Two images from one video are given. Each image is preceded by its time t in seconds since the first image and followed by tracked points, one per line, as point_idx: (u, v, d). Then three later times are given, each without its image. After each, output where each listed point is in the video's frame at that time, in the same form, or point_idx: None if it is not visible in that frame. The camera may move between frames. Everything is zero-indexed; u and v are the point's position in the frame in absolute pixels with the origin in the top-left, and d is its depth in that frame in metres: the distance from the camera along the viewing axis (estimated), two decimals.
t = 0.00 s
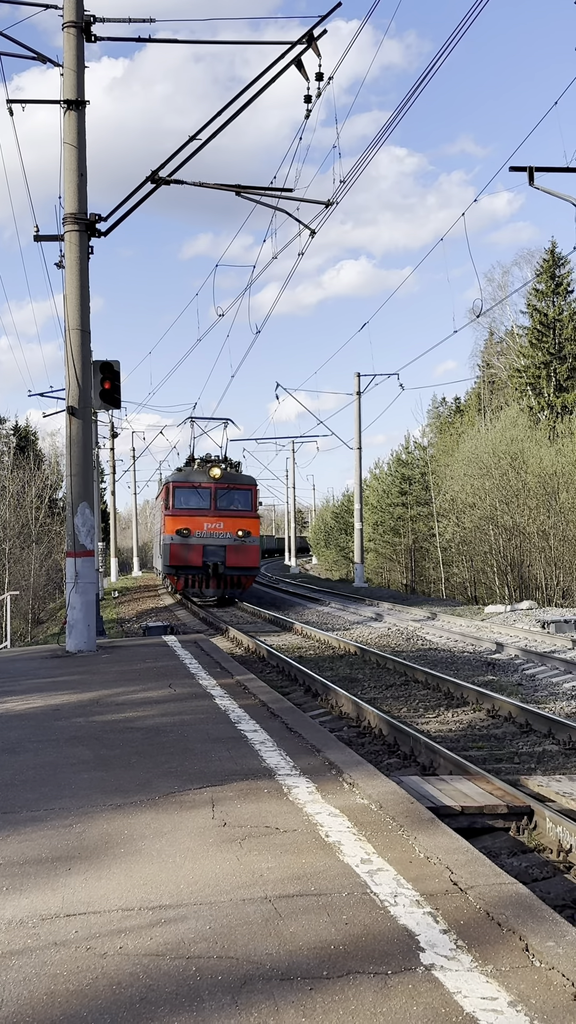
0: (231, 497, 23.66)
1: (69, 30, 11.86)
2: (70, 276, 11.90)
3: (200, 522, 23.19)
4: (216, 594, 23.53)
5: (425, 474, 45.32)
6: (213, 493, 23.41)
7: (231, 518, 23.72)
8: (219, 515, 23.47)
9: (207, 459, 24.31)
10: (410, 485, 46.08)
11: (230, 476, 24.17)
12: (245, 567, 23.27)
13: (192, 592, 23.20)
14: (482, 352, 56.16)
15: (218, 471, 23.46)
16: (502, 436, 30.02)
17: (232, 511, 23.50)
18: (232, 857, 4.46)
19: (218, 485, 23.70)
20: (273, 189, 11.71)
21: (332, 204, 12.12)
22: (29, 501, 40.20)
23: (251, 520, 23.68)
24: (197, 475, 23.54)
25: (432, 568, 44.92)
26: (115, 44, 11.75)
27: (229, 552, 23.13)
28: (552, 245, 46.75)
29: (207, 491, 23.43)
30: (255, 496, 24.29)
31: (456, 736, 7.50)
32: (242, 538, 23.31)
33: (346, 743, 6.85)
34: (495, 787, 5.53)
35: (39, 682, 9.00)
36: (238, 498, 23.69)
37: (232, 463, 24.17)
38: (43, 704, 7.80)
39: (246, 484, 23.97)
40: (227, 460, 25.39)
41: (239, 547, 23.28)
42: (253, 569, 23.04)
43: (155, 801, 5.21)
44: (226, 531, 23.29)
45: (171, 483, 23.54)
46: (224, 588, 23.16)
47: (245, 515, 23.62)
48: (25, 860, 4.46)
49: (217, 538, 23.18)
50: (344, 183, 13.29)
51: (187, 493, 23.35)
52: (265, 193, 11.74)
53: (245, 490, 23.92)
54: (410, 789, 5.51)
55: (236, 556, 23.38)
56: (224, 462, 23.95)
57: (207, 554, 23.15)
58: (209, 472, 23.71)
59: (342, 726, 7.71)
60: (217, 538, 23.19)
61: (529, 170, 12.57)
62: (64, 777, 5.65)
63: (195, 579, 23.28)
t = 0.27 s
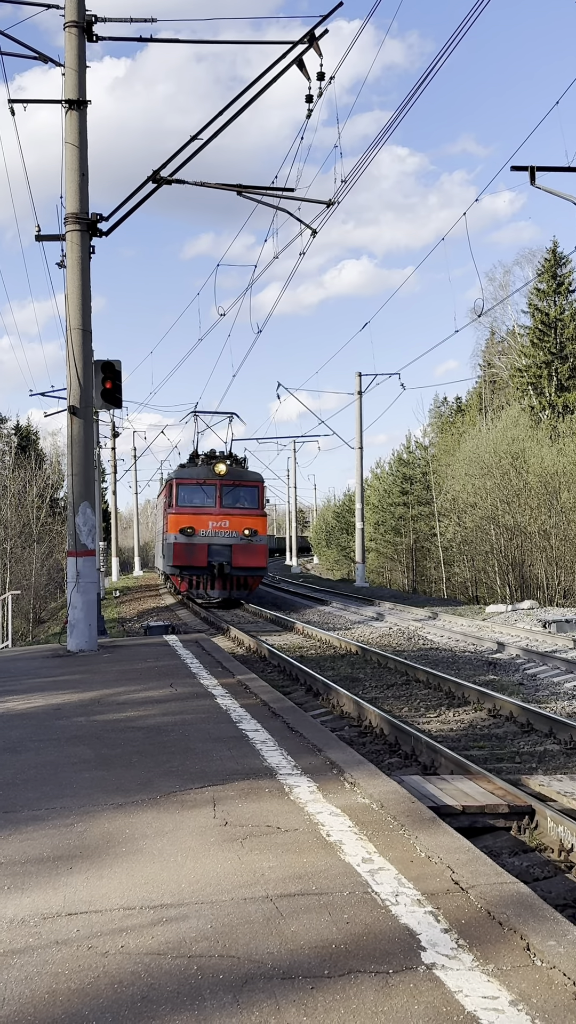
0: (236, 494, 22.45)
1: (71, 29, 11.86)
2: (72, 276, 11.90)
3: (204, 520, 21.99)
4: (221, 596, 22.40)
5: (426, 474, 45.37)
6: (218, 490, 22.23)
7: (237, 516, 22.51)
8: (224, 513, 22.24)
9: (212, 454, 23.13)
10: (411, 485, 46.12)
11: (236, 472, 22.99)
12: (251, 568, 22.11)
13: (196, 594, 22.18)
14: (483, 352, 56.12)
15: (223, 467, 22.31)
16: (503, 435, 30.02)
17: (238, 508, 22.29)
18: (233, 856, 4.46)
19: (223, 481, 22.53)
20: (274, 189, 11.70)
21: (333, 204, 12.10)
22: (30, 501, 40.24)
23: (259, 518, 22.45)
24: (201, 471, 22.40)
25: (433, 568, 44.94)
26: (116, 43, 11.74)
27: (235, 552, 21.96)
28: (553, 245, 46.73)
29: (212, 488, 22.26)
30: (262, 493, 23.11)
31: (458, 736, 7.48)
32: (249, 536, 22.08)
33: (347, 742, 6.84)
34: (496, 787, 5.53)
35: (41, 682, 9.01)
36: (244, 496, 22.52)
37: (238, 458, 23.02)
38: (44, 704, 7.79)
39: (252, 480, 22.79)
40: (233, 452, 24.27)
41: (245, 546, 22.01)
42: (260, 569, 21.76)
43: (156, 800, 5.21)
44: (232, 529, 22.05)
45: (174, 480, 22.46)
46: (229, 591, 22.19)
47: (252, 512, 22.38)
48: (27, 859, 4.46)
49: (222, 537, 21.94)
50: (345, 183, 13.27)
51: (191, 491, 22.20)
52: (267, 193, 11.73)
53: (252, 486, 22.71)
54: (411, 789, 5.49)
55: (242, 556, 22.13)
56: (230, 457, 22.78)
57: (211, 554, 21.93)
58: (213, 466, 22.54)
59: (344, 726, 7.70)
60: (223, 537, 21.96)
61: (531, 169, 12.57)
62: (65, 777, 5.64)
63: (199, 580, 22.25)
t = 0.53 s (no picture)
0: (244, 491, 21.90)
1: (72, 30, 11.86)
2: (73, 276, 11.90)
3: (210, 518, 21.37)
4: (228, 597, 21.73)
5: (428, 474, 45.40)
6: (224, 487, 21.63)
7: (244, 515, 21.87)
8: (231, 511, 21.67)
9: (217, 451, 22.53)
10: (413, 485, 46.15)
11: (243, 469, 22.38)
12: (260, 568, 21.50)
13: (202, 595, 21.51)
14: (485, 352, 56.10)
15: (230, 463, 21.70)
16: (505, 435, 30.00)
17: (246, 506, 21.71)
18: (235, 857, 4.46)
19: (230, 478, 21.99)
20: (276, 189, 11.70)
21: (335, 204, 12.09)
22: (32, 501, 40.28)
23: (267, 516, 21.83)
24: (207, 468, 21.84)
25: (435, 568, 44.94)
26: (119, 43, 11.74)
27: (243, 552, 21.32)
28: (555, 245, 46.71)
29: (218, 485, 21.66)
30: (270, 491, 22.50)
31: (460, 736, 7.48)
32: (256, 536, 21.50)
33: (349, 743, 6.84)
34: (498, 787, 5.52)
35: (43, 682, 9.02)
36: (251, 493, 21.92)
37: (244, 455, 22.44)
38: (45, 704, 7.79)
39: (259, 478, 22.27)
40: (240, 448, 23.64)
41: (253, 545, 21.39)
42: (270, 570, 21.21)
43: (158, 800, 5.21)
44: (240, 527, 21.45)
45: (178, 478, 21.88)
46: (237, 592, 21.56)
47: (260, 510, 21.82)
48: (29, 860, 4.46)
49: (229, 536, 21.33)
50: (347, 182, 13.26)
51: (197, 489, 21.59)
52: (268, 193, 11.73)
53: (259, 484, 22.20)
54: (413, 789, 5.49)
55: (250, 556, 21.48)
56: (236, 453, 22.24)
57: (218, 554, 21.25)
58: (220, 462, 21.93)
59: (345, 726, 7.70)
60: (230, 536, 21.34)
61: (533, 169, 12.56)
62: (67, 777, 5.64)
63: (204, 581, 21.57)
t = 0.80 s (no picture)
0: (251, 489, 21.51)
1: (75, 30, 11.87)
2: (76, 276, 11.91)
3: (217, 518, 21.01)
4: (234, 599, 21.38)
5: (430, 474, 45.41)
6: (231, 486, 21.18)
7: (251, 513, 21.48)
8: (238, 509, 21.33)
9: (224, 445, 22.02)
10: (415, 486, 46.16)
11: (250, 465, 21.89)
12: (267, 569, 21.19)
13: (208, 597, 21.22)
14: (488, 353, 56.07)
15: (237, 460, 21.22)
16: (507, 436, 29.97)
17: (253, 505, 21.36)
18: (237, 857, 4.46)
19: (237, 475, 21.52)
20: (278, 189, 11.70)
21: (337, 204, 12.09)
22: (34, 501, 40.30)
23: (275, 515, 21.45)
24: (213, 465, 21.39)
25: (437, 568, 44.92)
26: (121, 43, 11.75)
27: (250, 553, 20.98)
28: (557, 245, 46.66)
29: (225, 484, 21.21)
30: (278, 487, 22.09)
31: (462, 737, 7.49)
32: (264, 535, 21.20)
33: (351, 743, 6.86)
34: (500, 787, 5.52)
35: (46, 681, 9.04)
36: (259, 491, 21.50)
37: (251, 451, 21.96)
38: (48, 704, 7.80)
39: (267, 475, 21.87)
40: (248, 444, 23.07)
41: (261, 545, 21.10)
42: (278, 571, 20.93)
43: (160, 800, 5.21)
44: (247, 527, 21.13)
45: (184, 474, 21.45)
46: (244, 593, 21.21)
47: (268, 508, 21.47)
48: (31, 860, 4.46)
49: (236, 535, 21.01)
50: (349, 183, 13.26)
51: (203, 487, 21.15)
52: (271, 194, 11.73)
53: (267, 481, 21.82)
54: (415, 789, 5.49)
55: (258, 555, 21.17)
56: (244, 449, 21.77)
57: (225, 554, 20.95)
58: (227, 459, 21.47)
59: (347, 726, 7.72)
60: (237, 535, 21.01)
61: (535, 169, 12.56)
62: (69, 777, 5.65)
63: (210, 581, 21.18)
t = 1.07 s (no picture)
0: (259, 487, 20.65)
1: (76, 31, 11.88)
2: (77, 277, 11.92)
3: (223, 517, 20.06)
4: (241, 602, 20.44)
5: (431, 474, 45.40)
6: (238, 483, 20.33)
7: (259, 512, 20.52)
8: (245, 507, 20.41)
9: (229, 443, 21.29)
10: (416, 486, 46.14)
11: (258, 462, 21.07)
12: (276, 570, 20.22)
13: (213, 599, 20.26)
14: (488, 353, 56.07)
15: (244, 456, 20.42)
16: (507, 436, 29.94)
17: (261, 503, 20.45)
18: (238, 857, 4.46)
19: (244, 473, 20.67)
20: (279, 189, 11.70)
21: (339, 205, 12.09)
22: (35, 502, 40.34)
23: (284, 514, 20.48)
24: (220, 462, 20.58)
25: (437, 569, 44.92)
26: (123, 43, 11.75)
27: (258, 553, 19.99)
28: (559, 245, 46.63)
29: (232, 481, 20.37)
30: (287, 487, 21.19)
31: (464, 737, 7.48)
32: (272, 535, 20.24)
33: (352, 743, 6.87)
34: (501, 788, 5.51)
35: (47, 682, 9.05)
36: (267, 489, 20.63)
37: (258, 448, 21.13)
38: (49, 705, 7.80)
39: (276, 472, 21.06)
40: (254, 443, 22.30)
41: (269, 544, 20.10)
42: (287, 571, 19.94)
43: (162, 801, 5.22)
44: (255, 526, 20.17)
45: (188, 471, 20.60)
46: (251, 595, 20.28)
47: (276, 506, 20.56)
48: (33, 860, 4.47)
49: (243, 535, 20.03)
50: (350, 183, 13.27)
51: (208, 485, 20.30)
52: (272, 194, 11.73)
53: (275, 479, 20.99)
54: (416, 790, 5.49)
55: (267, 556, 20.12)
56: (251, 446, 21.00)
57: (232, 555, 19.95)
58: (234, 455, 20.66)
59: (348, 726, 7.73)
60: (244, 535, 20.03)
61: (537, 170, 12.55)
62: (70, 777, 5.66)
63: (215, 582, 20.20)
